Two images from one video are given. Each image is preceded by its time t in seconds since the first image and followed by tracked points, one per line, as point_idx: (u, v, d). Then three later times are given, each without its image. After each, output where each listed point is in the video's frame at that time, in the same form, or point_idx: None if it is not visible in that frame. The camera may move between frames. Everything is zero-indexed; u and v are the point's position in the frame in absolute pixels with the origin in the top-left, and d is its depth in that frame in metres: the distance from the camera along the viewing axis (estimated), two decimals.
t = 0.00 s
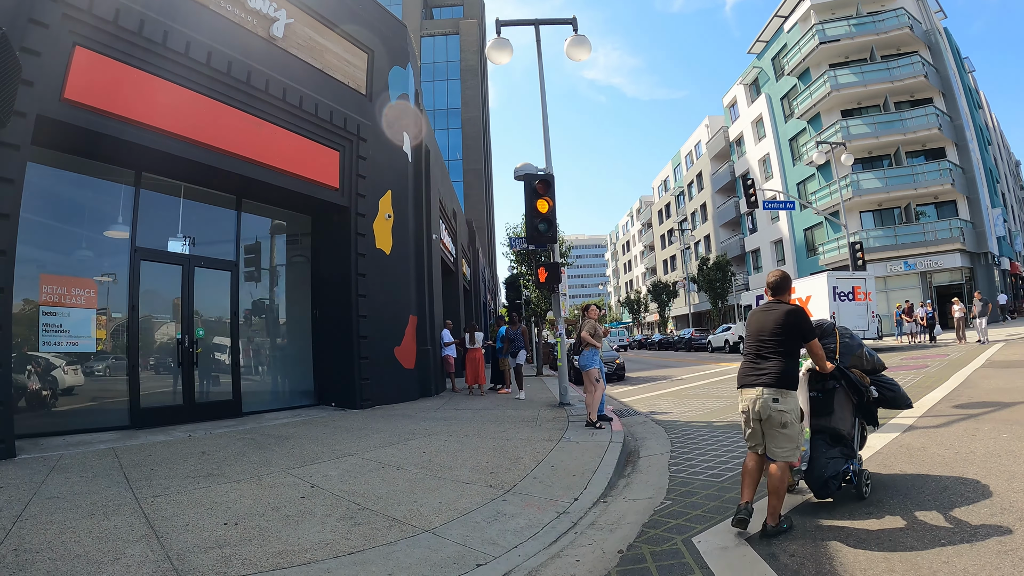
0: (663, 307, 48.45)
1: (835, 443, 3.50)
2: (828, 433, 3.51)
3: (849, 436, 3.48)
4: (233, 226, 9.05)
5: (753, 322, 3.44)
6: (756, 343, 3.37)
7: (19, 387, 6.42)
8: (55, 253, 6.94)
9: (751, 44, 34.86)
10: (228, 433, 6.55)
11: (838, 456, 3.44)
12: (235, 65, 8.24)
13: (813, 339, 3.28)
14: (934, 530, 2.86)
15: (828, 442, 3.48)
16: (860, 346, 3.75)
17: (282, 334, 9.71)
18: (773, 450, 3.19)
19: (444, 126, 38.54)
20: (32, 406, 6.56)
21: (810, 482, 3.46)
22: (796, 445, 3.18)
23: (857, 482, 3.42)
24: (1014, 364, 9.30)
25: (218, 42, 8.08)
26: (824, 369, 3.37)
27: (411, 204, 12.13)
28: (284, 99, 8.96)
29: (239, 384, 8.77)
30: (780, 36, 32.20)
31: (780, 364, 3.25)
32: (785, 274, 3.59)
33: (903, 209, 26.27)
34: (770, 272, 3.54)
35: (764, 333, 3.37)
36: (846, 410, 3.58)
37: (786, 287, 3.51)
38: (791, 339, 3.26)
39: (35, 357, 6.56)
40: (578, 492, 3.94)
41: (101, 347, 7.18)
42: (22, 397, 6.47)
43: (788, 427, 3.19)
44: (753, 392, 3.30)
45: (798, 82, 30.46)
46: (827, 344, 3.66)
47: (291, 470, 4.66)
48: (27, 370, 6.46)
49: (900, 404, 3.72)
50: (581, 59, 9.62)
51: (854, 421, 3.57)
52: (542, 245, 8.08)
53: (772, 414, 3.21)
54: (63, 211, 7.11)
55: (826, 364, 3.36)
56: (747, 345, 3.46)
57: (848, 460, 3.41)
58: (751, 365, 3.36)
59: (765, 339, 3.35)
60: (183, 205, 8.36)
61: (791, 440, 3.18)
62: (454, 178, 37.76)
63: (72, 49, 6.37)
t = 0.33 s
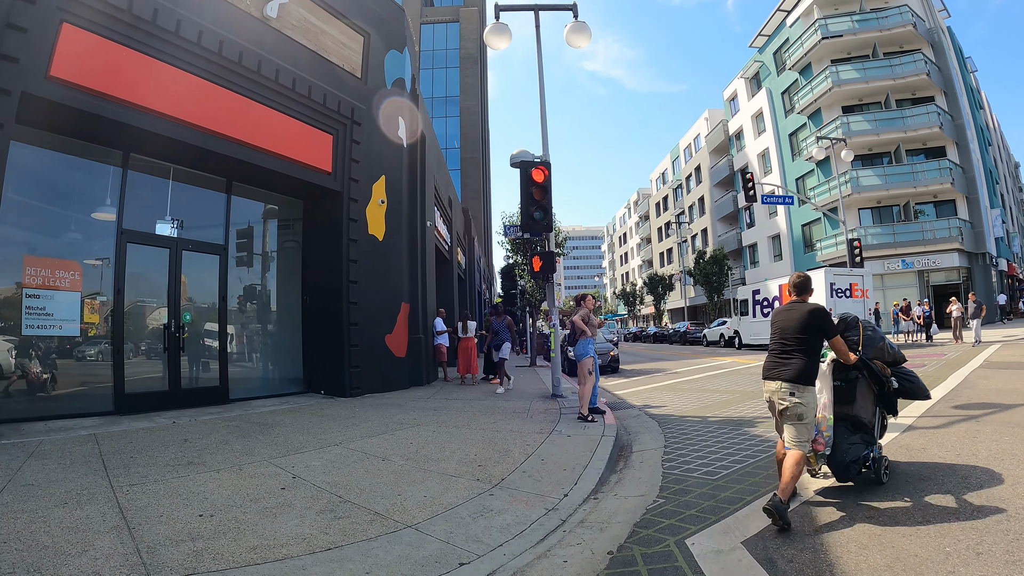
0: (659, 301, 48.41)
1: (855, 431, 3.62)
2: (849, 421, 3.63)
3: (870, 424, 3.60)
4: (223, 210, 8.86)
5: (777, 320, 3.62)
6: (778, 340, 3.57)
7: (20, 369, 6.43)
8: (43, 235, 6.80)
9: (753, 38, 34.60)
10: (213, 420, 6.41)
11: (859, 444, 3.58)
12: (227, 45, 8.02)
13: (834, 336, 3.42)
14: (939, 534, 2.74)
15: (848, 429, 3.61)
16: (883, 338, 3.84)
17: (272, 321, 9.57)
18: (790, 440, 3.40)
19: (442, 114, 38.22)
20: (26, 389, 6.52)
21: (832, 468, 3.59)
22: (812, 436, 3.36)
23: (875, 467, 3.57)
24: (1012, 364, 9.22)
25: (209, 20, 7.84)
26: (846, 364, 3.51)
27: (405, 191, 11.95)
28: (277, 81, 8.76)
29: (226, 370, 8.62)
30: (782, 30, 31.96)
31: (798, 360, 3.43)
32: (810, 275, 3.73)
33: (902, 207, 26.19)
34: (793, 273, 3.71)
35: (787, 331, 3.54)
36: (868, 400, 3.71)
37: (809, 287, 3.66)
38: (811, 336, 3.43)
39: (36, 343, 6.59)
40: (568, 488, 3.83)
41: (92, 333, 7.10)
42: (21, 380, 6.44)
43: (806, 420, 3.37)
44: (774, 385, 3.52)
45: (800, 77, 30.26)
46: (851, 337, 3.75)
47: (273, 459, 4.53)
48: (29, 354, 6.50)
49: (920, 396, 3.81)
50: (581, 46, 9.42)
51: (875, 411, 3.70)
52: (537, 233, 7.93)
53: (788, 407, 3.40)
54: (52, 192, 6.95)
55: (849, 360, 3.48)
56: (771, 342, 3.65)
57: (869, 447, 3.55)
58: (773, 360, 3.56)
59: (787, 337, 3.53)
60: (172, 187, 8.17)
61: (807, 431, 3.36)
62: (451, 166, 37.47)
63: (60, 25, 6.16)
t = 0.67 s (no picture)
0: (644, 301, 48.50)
1: (866, 425, 3.89)
2: (860, 417, 3.88)
3: (880, 420, 3.86)
4: (200, 200, 8.61)
5: (792, 319, 3.82)
6: (797, 336, 3.74)
7: (5, 359, 6.32)
8: (18, 224, 6.58)
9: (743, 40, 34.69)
10: (184, 416, 6.22)
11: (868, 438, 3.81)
12: (207, 31, 7.77)
13: (848, 333, 3.65)
14: (932, 547, 2.65)
15: (860, 424, 3.87)
16: (895, 339, 4.06)
17: (250, 315, 9.35)
18: (809, 426, 3.59)
19: (430, 109, 37.94)
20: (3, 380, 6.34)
21: (844, 459, 3.84)
22: (828, 424, 3.59)
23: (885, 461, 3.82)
24: (992, 370, 9.24)
25: (189, 5, 7.60)
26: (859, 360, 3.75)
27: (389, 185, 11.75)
28: (259, 69, 8.52)
29: (203, 364, 8.40)
30: (773, 33, 32.07)
31: (819, 354, 3.62)
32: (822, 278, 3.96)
33: (889, 212, 26.40)
34: (810, 276, 3.91)
35: (802, 329, 3.75)
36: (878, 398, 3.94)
37: (822, 289, 3.88)
38: (829, 333, 3.64)
39: (23, 333, 6.48)
40: (547, 492, 3.71)
41: (74, 326, 6.96)
42: (7, 370, 6.36)
43: (823, 409, 3.57)
44: (790, 376, 3.66)
45: (789, 80, 30.39)
46: (864, 337, 3.99)
47: (242, 458, 4.36)
48: (17, 344, 6.40)
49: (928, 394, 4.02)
50: (569, 42, 9.30)
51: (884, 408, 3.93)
52: (521, 229, 7.77)
53: (811, 398, 3.57)
54: (28, 180, 6.72)
55: (861, 356, 3.72)
56: (786, 338, 3.83)
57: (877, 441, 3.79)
58: (790, 354, 3.72)
59: (803, 334, 3.71)
60: (149, 176, 7.92)
61: (824, 418, 3.58)
62: (438, 162, 37.18)
63: (32, 7, 5.91)
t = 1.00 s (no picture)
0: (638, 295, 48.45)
1: (885, 415, 4.12)
2: (880, 407, 4.12)
3: (898, 410, 4.08)
4: (188, 186, 8.42)
5: (820, 311, 4.07)
6: (825, 326, 4.00)
7: (5, 346, 6.30)
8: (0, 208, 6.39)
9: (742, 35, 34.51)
10: (167, 406, 6.07)
11: (887, 426, 4.05)
12: (197, 13, 7.57)
13: (871, 325, 3.90)
14: (936, 555, 2.55)
15: (880, 414, 4.11)
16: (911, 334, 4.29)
17: (237, 304, 9.18)
18: (833, 412, 3.82)
19: (426, 99, 37.67)
20: None
21: (864, 446, 4.08)
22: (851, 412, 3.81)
23: (904, 449, 4.04)
24: (987, 370, 9.19)
25: None
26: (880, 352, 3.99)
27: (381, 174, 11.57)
28: (249, 52, 8.32)
29: (188, 353, 8.24)
30: (772, 28, 31.90)
31: (844, 344, 3.87)
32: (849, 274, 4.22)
33: (885, 210, 26.39)
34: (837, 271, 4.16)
35: (829, 321, 4.00)
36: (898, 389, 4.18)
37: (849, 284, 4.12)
38: (855, 324, 3.89)
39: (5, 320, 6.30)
40: (535, 491, 3.60)
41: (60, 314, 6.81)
42: (6, 358, 6.32)
43: (845, 397, 3.82)
44: (817, 365, 3.93)
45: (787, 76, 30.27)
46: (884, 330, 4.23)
47: (223, 451, 4.23)
48: (15, 331, 6.35)
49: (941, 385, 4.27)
50: (566, 31, 9.14)
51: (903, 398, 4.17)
52: (514, 219, 7.63)
53: (833, 385, 3.83)
54: (13, 164, 6.54)
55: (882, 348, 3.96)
56: (814, 329, 4.09)
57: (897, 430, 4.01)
58: (818, 343, 3.98)
59: (830, 325, 3.97)
60: (135, 161, 7.72)
61: (847, 408, 3.79)
62: (433, 153, 36.91)
63: None
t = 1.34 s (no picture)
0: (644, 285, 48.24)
1: (919, 399, 4.11)
2: (915, 391, 4.11)
3: (933, 394, 4.07)
4: (187, 177, 8.30)
5: (854, 305, 4.07)
6: (858, 319, 4.01)
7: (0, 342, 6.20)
8: None
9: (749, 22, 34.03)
10: (167, 400, 5.99)
11: (921, 409, 4.04)
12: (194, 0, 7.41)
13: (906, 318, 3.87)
14: (960, 556, 2.43)
15: (914, 398, 4.09)
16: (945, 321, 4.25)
17: (239, 296, 9.10)
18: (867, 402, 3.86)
19: (430, 90, 37.43)
20: None
21: (898, 429, 4.06)
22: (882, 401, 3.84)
23: (937, 431, 4.06)
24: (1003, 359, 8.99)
25: None
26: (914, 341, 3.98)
27: (383, 163, 11.41)
28: (247, 40, 8.16)
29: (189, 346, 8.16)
30: (779, 15, 31.43)
31: (876, 336, 3.87)
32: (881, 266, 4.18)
33: (894, 198, 26.08)
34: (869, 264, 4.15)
35: (863, 313, 4.00)
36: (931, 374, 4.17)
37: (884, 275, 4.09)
38: (888, 316, 3.88)
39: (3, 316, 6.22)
40: (540, 486, 3.49)
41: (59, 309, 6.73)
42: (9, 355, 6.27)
43: (877, 388, 3.83)
44: (850, 356, 3.97)
45: (795, 63, 29.86)
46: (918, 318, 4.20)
47: (221, 446, 4.14)
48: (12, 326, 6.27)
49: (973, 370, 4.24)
50: (571, 16, 8.93)
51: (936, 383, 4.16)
52: (519, 208, 7.48)
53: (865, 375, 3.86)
54: (10, 158, 6.44)
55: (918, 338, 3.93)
56: (849, 321, 4.09)
57: (930, 413, 4.00)
58: (852, 336, 4.00)
59: (864, 318, 3.97)
60: (133, 152, 7.60)
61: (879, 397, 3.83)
62: (437, 144, 36.69)
63: None
